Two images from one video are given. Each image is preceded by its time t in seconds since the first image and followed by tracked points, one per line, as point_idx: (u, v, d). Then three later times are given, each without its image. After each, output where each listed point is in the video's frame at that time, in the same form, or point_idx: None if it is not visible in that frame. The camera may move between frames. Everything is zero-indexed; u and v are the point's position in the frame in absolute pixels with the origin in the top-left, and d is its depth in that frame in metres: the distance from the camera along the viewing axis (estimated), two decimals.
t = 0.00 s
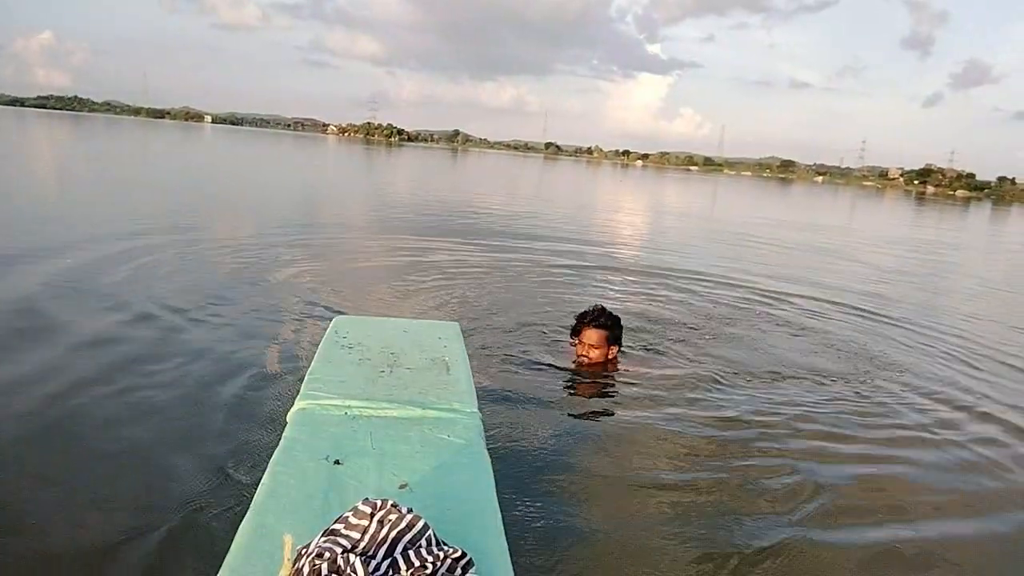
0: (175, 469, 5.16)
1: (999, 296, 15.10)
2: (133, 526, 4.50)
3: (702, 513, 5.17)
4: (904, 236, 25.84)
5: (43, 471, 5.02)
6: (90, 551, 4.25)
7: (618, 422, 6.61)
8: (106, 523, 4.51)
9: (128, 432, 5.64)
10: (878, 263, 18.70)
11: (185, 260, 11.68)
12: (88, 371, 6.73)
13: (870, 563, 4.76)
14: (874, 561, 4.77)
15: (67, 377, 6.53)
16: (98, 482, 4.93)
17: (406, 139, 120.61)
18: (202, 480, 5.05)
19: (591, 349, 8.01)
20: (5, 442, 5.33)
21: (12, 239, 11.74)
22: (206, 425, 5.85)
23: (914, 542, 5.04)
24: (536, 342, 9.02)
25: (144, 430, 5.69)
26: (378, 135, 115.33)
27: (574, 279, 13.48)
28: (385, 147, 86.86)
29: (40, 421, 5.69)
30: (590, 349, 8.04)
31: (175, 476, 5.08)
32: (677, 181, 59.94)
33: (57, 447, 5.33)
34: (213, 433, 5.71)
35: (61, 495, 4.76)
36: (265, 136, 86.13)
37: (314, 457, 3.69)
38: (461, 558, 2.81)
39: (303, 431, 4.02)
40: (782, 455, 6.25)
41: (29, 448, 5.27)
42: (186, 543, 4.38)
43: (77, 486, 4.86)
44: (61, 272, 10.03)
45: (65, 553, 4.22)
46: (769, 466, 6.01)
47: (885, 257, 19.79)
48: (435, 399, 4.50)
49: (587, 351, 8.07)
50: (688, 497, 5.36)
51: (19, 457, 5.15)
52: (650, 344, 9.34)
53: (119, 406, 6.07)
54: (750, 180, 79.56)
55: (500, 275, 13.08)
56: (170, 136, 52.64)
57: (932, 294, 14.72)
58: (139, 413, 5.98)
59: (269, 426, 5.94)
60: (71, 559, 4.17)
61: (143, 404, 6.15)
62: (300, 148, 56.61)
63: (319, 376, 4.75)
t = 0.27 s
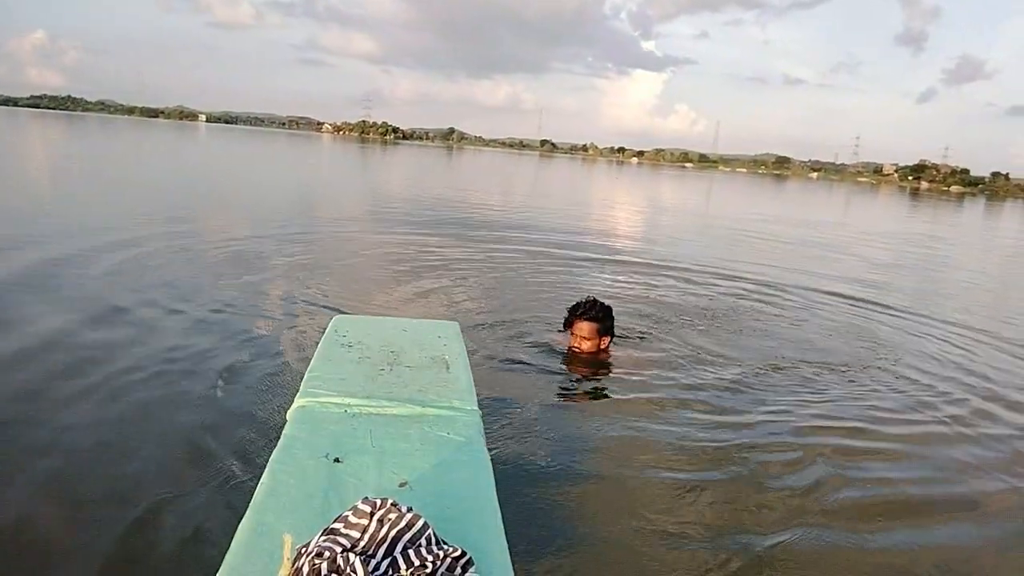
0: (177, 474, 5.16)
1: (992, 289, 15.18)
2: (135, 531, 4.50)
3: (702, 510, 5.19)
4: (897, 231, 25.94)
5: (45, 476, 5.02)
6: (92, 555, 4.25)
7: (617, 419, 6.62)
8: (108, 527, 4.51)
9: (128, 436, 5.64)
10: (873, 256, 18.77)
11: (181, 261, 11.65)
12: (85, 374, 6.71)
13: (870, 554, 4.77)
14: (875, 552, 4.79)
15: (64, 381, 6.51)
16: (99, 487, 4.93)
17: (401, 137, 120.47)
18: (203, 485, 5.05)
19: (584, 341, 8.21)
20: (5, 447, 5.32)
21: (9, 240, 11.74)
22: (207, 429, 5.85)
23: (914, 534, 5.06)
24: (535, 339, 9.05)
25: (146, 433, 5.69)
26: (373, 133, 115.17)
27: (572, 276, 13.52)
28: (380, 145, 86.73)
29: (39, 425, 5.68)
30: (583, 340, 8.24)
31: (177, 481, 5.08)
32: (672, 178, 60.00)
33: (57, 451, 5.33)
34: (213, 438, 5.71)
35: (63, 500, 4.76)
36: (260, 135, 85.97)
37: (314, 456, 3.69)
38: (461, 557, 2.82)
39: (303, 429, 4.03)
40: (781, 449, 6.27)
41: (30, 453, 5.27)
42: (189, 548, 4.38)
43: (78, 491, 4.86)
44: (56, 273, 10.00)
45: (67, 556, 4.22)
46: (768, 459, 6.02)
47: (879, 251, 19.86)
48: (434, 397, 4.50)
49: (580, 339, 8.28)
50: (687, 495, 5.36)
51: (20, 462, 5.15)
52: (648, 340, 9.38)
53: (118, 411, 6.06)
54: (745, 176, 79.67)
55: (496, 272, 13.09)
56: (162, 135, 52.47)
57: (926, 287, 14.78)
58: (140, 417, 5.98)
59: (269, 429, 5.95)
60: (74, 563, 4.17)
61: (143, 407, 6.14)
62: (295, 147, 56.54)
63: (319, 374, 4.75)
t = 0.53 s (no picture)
0: (176, 474, 5.13)
1: (988, 288, 15.21)
2: (133, 532, 4.48)
3: (702, 512, 5.14)
4: (893, 231, 25.99)
5: (42, 476, 5.00)
6: (90, 558, 4.23)
7: (617, 417, 6.60)
8: (105, 529, 4.49)
9: (127, 437, 5.61)
10: (870, 255, 18.81)
11: (178, 261, 11.61)
12: (83, 375, 6.69)
13: (871, 560, 4.76)
14: (874, 558, 4.77)
15: (62, 382, 6.48)
16: (98, 487, 4.91)
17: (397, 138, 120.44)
18: (203, 484, 5.02)
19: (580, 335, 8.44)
20: (2, 448, 5.29)
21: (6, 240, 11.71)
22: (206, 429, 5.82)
23: (914, 538, 5.05)
24: (534, 337, 9.06)
25: (144, 434, 5.67)
26: (369, 134, 115.10)
27: (570, 275, 13.53)
28: (376, 145, 86.70)
29: (36, 426, 5.65)
30: (579, 335, 8.46)
31: (177, 480, 5.05)
32: (668, 179, 60.08)
33: (54, 453, 5.29)
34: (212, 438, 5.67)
35: (61, 502, 4.74)
36: (256, 135, 85.88)
37: (314, 456, 3.68)
38: (461, 556, 2.81)
39: (303, 429, 4.01)
40: (782, 448, 6.26)
41: (29, 454, 5.26)
42: (188, 549, 4.36)
43: (76, 492, 4.84)
44: (52, 274, 9.95)
45: (64, 560, 4.20)
46: (769, 459, 6.01)
47: (875, 250, 19.88)
48: (434, 398, 4.49)
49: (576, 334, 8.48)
50: (685, 498, 5.32)
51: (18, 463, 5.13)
52: (647, 338, 9.40)
53: (116, 411, 6.03)
54: (741, 176, 79.78)
55: (494, 273, 13.07)
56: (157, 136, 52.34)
57: (923, 286, 14.82)
58: (138, 418, 5.94)
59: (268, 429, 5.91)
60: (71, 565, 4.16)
61: (140, 408, 6.11)
62: (292, 148, 56.49)
63: (319, 374, 4.74)
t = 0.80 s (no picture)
0: (174, 480, 5.12)
1: (985, 288, 15.25)
2: (130, 540, 4.46)
3: (701, 513, 5.13)
4: (889, 232, 26.05)
5: (39, 483, 4.98)
6: (88, 564, 4.22)
7: (616, 420, 6.60)
8: (102, 535, 4.48)
9: (125, 442, 5.60)
10: (867, 255, 18.86)
11: (175, 263, 11.59)
12: (82, 379, 6.69)
13: (870, 561, 4.75)
14: (873, 559, 4.77)
15: (60, 387, 6.47)
16: (95, 492, 4.90)
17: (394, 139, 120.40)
18: (200, 491, 5.01)
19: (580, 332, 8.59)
20: (3, 453, 5.30)
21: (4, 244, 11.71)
22: (203, 435, 5.80)
23: (914, 540, 5.05)
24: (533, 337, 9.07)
25: (142, 440, 5.65)
26: (366, 135, 115.05)
27: (568, 276, 13.55)
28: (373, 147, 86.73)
29: (33, 433, 5.63)
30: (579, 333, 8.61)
31: (174, 486, 5.04)
32: (665, 180, 60.18)
33: (51, 459, 5.28)
34: (209, 445, 5.66)
35: (58, 508, 4.73)
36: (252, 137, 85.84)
37: (314, 457, 3.68)
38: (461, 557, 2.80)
39: (303, 431, 4.01)
40: (780, 452, 6.27)
41: (30, 458, 5.26)
42: (186, 557, 4.34)
43: (73, 499, 4.82)
44: (48, 278, 9.92)
45: (61, 566, 4.19)
46: (767, 461, 6.01)
47: (872, 251, 19.92)
48: (434, 399, 4.48)
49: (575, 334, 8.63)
50: (683, 500, 5.29)
51: (14, 469, 5.11)
52: (646, 338, 9.42)
53: (114, 417, 6.01)
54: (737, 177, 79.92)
55: (491, 273, 13.05)
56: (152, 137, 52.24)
57: (920, 286, 14.87)
58: (136, 423, 5.93)
59: (266, 434, 5.90)
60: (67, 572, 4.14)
61: (138, 414, 6.10)
62: (288, 149, 56.47)
63: (319, 377, 4.73)
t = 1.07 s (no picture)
0: (172, 476, 5.10)
1: (981, 288, 15.30)
2: (128, 535, 4.44)
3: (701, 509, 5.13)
4: (885, 232, 26.11)
5: (37, 479, 4.96)
6: (85, 560, 4.20)
7: (616, 417, 6.59)
8: (100, 531, 4.46)
9: (124, 438, 5.58)
10: (863, 255, 18.92)
11: (172, 261, 11.58)
12: (82, 376, 6.69)
13: (870, 554, 4.75)
14: (874, 553, 4.77)
15: (59, 384, 6.47)
16: (93, 489, 4.88)
17: (390, 139, 120.38)
18: (199, 488, 4.99)
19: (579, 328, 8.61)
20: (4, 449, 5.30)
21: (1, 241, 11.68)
22: (202, 431, 5.78)
23: (914, 532, 5.05)
24: (532, 334, 9.09)
25: (140, 436, 5.63)
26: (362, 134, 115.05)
27: (566, 274, 13.56)
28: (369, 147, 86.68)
29: (31, 430, 5.60)
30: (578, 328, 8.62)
31: (172, 483, 5.02)
32: (661, 180, 60.26)
33: (50, 456, 5.25)
34: (208, 440, 5.64)
35: (60, 502, 4.73)
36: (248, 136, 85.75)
37: (315, 458, 3.68)
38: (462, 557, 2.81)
39: (303, 431, 4.01)
40: (780, 447, 6.27)
41: (30, 454, 5.26)
42: (185, 554, 4.33)
43: (70, 495, 4.80)
44: (45, 275, 9.88)
45: (59, 562, 4.17)
46: (767, 458, 6.04)
47: (868, 250, 19.97)
48: (434, 400, 4.48)
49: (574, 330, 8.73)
50: (683, 496, 5.29)
51: (15, 465, 5.11)
52: (645, 335, 9.44)
53: (112, 412, 5.99)
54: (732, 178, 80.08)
55: (490, 271, 13.05)
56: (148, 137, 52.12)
57: (916, 285, 14.91)
58: (134, 419, 5.91)
59: (266, 430, 5.88)
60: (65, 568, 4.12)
61: (137, 409, 6.07)
62: (284, 148, 56.43)
63: (319, 377, 4.72)
